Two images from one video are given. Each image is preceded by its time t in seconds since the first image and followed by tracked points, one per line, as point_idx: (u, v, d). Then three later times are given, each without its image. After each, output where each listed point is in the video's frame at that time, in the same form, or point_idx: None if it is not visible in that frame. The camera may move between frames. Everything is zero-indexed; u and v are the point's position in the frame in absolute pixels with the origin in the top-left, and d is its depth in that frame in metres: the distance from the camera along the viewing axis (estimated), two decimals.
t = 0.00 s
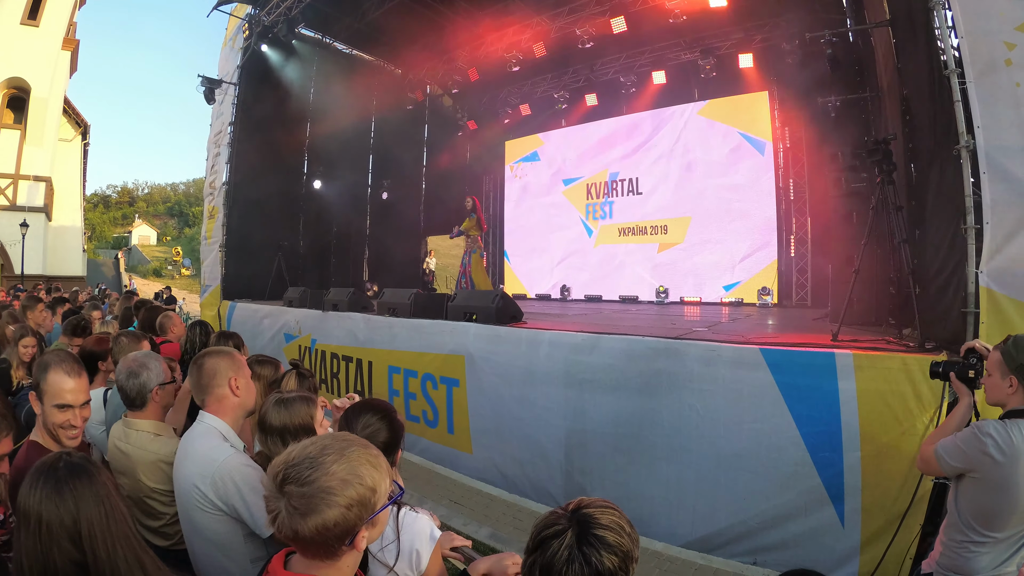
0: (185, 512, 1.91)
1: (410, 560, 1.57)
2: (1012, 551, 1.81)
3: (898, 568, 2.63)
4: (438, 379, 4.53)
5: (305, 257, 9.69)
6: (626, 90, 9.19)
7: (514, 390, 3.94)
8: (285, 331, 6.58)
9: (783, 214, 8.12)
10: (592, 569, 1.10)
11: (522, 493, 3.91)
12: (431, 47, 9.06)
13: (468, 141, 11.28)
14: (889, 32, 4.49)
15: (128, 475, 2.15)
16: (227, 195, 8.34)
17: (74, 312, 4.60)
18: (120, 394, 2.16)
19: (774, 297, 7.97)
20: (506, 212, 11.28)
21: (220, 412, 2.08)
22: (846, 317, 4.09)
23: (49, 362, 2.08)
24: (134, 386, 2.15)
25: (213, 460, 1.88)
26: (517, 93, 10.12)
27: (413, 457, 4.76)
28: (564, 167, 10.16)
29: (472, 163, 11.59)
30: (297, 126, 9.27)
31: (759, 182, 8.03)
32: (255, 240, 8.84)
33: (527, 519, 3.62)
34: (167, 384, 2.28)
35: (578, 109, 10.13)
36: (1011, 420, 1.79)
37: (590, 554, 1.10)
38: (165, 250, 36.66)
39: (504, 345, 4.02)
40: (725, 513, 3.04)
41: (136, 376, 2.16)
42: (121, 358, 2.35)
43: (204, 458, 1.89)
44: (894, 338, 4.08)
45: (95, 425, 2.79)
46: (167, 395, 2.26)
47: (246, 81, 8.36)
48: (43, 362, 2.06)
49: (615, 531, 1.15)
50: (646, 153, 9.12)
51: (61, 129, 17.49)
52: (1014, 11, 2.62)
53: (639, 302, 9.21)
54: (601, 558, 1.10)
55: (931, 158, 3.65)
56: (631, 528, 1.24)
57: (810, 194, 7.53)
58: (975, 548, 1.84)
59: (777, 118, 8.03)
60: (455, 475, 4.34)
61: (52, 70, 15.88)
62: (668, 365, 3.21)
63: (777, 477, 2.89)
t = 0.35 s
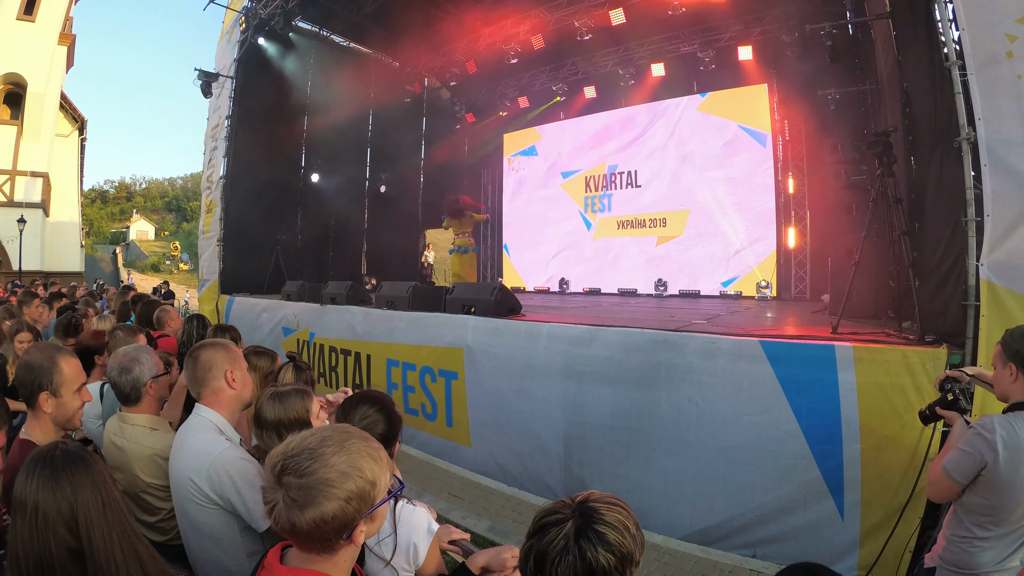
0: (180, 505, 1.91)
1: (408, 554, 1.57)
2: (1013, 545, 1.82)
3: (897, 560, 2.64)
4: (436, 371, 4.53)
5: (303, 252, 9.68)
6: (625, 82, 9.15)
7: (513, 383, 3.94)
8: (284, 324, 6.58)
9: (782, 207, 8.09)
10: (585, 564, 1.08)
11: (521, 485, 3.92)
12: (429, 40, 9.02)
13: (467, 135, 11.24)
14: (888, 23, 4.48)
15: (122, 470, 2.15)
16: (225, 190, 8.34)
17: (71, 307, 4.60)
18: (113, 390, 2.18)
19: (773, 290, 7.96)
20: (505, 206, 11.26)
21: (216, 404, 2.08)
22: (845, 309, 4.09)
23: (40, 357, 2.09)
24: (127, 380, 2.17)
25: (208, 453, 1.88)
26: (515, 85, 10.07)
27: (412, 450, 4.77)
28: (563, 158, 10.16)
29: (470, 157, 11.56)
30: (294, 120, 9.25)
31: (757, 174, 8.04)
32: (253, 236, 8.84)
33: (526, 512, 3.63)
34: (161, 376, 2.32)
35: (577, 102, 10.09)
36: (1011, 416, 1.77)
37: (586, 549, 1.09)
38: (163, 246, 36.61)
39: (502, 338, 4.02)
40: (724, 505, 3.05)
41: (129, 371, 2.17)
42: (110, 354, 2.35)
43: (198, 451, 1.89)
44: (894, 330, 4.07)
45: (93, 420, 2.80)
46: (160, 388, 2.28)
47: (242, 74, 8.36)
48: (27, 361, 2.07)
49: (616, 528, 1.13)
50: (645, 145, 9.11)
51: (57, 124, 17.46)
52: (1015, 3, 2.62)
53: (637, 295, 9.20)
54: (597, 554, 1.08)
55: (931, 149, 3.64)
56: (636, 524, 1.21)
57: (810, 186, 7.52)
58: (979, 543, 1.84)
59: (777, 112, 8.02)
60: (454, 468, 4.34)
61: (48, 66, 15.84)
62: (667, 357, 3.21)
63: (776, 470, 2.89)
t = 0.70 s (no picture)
0: (178, 505, 1.90)
1: (410, 554, 1.56)
2: (1015, 541, 1.81)
3: (896, 555, 2.65)
4: (435, 366, 4.53)
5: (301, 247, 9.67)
6: (624, 75, 9.09)
7: (512, 377, 3.93)
8: (282, 319, 6.57)
9: (781, 200, 8.07)
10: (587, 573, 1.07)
11: (521, 480, 3.92)
12: (426, 33, 8.97)
13: (465, 128, 11.20)
14: (889, 18, 4.47)
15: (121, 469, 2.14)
16: (223, 184, 8.34)
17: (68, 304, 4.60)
18: (115, 389, 2.16)
19: (772, 284, 7.96)
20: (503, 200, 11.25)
21: (214, 403, 2.07)
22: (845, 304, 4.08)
23: (23, 358, 2.07)
24: (130, 379, 2.16)
25: (207, 453, 1.88)
26: (513, 78, 10.01)
27: (411, 445, 4.77)
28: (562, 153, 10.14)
29: (469, 151, 11.53)
30: (292, 114, 9.24)
31: (756, 167, 8.02)
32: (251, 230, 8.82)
33: (525, 507, 3.63)
34: (163, 374, 2.33)
35: (576, 95, 10.04)
36: (1014, 412, 1.77)
37: (587, 557, 1.07)
38: (162, 241, 36.56)
39: (501, 332, 4.01)
40: (724, 500, 3.05)
41: (131, 369, 2.17)
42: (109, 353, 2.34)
43: (197, 450, 1.88)
44: (894, 325, 4.07)
45: (90, 418, 2.80)
46: (162, 384, 2.29)
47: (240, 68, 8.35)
48: (10, 364, 2.05)
49: (620, 535, 1.11)
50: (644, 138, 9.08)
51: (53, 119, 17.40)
52: None
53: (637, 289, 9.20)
54: (599, 563, 1.07)
55: (932, 142, 3.61)
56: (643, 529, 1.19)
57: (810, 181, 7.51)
58: (980, 539, 1.83)
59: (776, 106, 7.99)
60: (454, 463, 4.35)
61: (44, 60, 15.78)
62: (667, 352, 3.20)
63: (775, 465, 2.89)
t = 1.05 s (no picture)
0: (183, 499, 1.91)
1: (414, 548, 1.57)
2: (1014, 536, 1.82)
3: (895, 551, 2.65)
4: (436, 361, 4.53)
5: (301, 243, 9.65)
6: (623, 71, 9.06)
7: (513, 372, 3.94)
8: (282, 315, 6.57)
9: (781, 195, 8.05)
10: (582, 563, 1.07)
11: (521, 475, 3.93)
12: (425, 28, 8.93)
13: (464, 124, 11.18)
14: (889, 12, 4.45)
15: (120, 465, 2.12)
16: (223, 181, 8.34)
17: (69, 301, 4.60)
18: (128, 384, 2.16)
19: (772, 280, 7.97)
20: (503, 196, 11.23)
21: (219, 399, 2.07)
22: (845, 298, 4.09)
23: (21, 358, 2.07)
24: (143, 374, 2.15)
25: (214, 448, 1.89)
26: (512, 74, 9.97)
27: (413, 440, 4.78)
28: (561, 148, 10.10)
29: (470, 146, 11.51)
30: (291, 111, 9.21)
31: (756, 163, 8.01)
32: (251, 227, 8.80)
33: (526, 501, 3.64)
34: (174, 372, 2.33)
35: (574, 92, 9.96)
36: (1012, 408, 1.77)
37: (584, 547, 1.08)
38: (162, 238, 36.49)
39: (502, 328, 4.01)
40: (724, 494, 3.06)
41: (145, 366, 2.17)
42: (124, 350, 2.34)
43: (203, 445, 1.89)
44: (895, 320, 4.06)
45: (93, 415, 2.80)
46: (174, 382, 2.29)
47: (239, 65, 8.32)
48: (9, 364, 2.05)
49: (622, 530, 1.10)
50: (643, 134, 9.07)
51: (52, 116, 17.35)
52: None
53: (637, 284, 9.21)
54: (597, 555, 1.07)
55: (932, 137, 3.61)
56: (648, 528, 1.18)
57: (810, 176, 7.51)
58: (979, 534, 1.84)
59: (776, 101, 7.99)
60: (455, 458, 4.36)
61: (42, 58, 15.74)
62: (667, 347, 3.21)
63: (775, 459, 2.89)
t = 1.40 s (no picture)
0: (185, 493, 1.92)
1: (413, 540, 1.56)
2: (1017, 531, 1.81)
3: (898, 547, 2.66)
4: (439, 355, 4.53)
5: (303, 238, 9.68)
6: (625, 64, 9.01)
7: (516, 366, 3.94)
8: (285, 310, 6.59)
9: (784, 189, 8.00)
10: (568, 526, 1.11)
11: (524, 468, 3.94)
12: (427, 23, 8.88)
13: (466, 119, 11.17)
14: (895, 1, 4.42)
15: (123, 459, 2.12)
16: (224, 177, 8.34)
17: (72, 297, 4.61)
18: (132, 378, 2.16)
19: (775, 274, 7.94)
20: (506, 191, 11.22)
21: (222, 393, 2.08)
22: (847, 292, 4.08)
23: (20, 350, 2.07)
24: (148, 369, 2.15)
25: (220, 445, 1.89)
26: (514, 67, 9.93)
27: (416, 435, 4.79)
28: (562, 143, 10.08)
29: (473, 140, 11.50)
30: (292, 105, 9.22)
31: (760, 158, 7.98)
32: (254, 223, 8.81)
33: (529, 495, 3.65)
34: (179, 368, 2.33)
35: (578, 84, 9.95)
36: (1017, 402, 1.77)
37: (576, 512, 1.12)
38: (166, 235, 36.55)
39: (505, 322, 4.01)
40: (725, 488, 3.06)
41: (152, 361, 2.17)
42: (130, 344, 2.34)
43: (207, 440, 1.90)
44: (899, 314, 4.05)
45: (94, 411, 2.81)
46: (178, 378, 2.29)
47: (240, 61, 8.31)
48: (6, 358, 2.05)
49: (619, 515, 1.10)
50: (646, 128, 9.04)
51: (54, 113, 17.35)
52: None
53: (640, 279, 9.20)
54: (585, 525, 1.09)
55: (936, 129, 3.59)
56: (655, 537, 1.14)
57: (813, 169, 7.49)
58: (983, 528, 1.84)
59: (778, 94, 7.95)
60: (458, 452, 4.37)
61: (43, 55, 15.73)
62: (669, 341, 3.20)
63: (778, 453, 2.89)
